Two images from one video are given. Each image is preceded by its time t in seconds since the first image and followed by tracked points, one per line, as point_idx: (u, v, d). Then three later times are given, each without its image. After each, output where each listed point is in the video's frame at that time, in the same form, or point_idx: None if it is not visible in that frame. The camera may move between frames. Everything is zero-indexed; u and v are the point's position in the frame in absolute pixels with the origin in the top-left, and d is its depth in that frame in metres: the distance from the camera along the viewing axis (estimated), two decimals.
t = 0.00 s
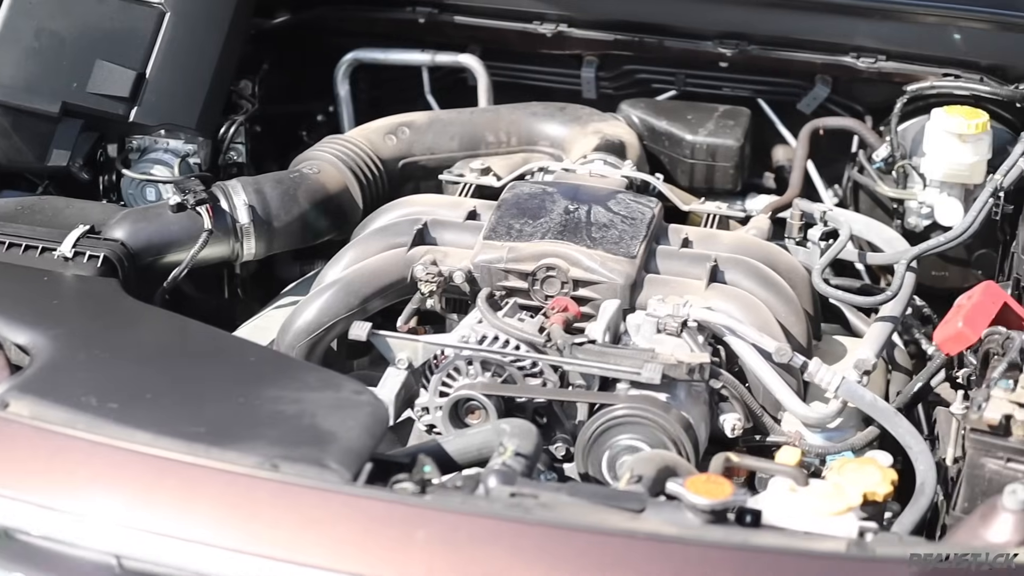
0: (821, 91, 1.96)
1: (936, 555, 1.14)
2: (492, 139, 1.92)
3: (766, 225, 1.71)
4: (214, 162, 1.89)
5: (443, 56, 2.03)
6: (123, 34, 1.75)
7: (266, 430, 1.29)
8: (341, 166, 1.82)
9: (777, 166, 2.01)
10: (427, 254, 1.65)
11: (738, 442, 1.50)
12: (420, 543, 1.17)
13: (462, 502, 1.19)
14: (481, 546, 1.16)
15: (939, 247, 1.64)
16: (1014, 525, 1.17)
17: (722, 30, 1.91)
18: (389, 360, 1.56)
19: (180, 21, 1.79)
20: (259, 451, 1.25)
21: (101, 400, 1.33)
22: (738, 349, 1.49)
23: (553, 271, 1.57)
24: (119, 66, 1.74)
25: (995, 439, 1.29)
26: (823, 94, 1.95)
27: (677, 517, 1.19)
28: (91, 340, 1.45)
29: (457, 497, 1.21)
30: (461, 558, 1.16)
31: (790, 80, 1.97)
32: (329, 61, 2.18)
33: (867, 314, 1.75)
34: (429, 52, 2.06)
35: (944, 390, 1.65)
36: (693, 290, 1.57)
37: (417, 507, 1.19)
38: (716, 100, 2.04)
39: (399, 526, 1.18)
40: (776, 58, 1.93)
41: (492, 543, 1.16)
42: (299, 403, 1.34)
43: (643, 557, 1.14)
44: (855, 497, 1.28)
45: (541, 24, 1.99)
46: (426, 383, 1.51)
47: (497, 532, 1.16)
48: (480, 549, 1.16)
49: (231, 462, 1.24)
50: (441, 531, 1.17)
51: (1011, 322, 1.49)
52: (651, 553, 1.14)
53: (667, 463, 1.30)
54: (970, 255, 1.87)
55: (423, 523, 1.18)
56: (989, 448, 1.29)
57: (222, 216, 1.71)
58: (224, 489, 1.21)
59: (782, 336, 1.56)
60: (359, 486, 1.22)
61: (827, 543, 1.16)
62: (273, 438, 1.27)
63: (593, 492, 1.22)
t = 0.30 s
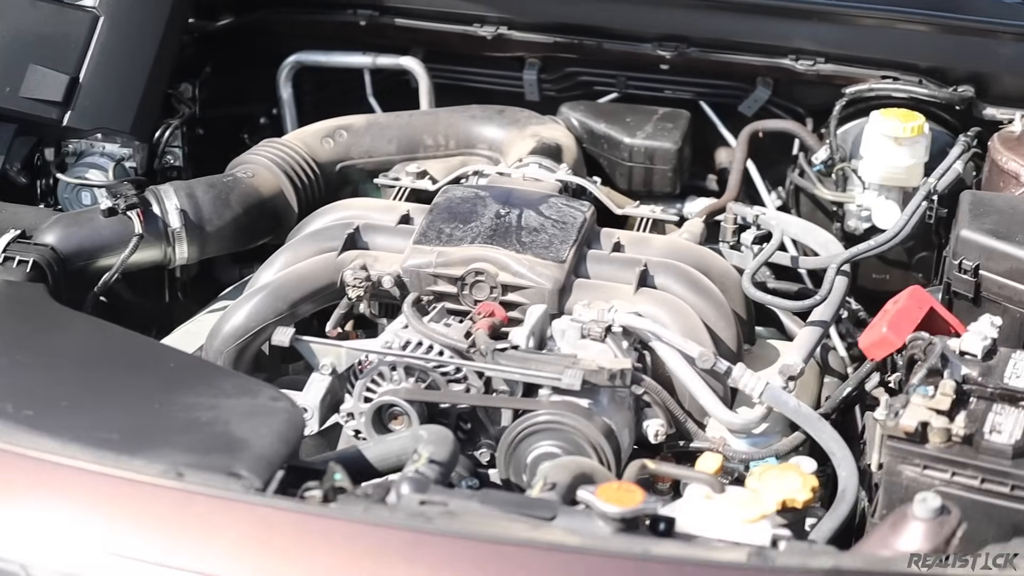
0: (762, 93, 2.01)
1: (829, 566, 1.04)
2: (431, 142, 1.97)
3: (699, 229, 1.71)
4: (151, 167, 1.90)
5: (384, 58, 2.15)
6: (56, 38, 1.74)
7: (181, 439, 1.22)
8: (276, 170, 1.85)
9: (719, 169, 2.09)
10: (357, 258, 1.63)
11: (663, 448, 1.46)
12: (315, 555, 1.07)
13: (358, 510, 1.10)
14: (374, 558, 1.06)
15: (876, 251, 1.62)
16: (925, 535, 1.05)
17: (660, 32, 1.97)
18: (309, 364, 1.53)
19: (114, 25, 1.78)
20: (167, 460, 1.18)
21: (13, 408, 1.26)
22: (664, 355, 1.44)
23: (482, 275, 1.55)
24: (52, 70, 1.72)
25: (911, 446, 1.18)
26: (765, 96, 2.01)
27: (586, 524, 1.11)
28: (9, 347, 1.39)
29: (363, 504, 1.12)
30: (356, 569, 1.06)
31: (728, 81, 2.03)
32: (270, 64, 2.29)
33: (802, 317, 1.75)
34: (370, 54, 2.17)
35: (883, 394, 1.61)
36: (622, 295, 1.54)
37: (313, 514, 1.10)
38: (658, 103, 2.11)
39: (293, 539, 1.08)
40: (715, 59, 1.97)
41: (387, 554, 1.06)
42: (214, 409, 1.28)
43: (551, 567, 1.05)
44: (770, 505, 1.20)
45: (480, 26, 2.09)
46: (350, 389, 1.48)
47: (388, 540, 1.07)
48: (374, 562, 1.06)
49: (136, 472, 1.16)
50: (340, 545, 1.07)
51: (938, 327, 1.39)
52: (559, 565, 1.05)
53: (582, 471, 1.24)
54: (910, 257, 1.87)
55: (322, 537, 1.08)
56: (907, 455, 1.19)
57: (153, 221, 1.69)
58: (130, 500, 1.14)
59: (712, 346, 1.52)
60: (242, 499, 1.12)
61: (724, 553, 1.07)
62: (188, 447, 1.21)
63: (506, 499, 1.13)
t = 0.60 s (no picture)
0: (724, 102, 2.04)
1: None
2: (389, 152, 2.04)
3: (654, 239, 1.69)
4: (106, 176, 1.89)
5: (345, 67, 2.27)
6: (10, 49, 1.74)
7: (114, 452, 1.07)
8: (231, 180, 1.85)
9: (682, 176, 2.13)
10: (308, 269, 1.59)
11: (611, 460, 1.36)
12: None
13: (286, 526, 0.99)
14: None
15: (835, 261, 1.59)
16: (860, 552, 0.94)
17: (618, 40, 2.03)
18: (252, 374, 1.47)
19: (68, 35, 1.78)
20: (97, 480, 1.03)
21: None
22: (612, 368, 1.37)
23: (432, 287, 1.52)
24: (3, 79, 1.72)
25: (852, 460, 1.07)
26: (726, 105, 2.04)
27: (525, 540, 1.01)
28: None
29: (294, 521, 1.00)
30: None
31: (686, 90, 2.08)
32: (236, 73, 2.43)
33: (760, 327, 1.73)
34: (331, 63, 2.31)
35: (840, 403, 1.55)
36: (572, 307, 1.50)
37: (239, 530, 0.98)
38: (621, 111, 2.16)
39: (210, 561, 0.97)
40: (674, 68, 2.02)
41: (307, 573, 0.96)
42: (153, 422, 1.13)
43: None
44: (711, 521, 1.08)
45: (441, 35, 2.18)
46: (299, 401, 1.40)
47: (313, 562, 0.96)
48: None
49: (64, 486, 1.02)
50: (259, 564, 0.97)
51: (887, 339, 1.33)
52: None
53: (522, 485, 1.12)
54: (873, 267, 1.86)
55: (247, 557, 0.97)
56: (849, 470, 1.08)
57: (104, 232, 1.66)
58: (50, 518, 1.01)
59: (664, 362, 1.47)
60: (163, 521, 0.99)
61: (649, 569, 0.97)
62: (122, 461, 1.06)
63: (441, 514, 1.03)
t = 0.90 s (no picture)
0: (727, 105, 2.03)
1: None
2: (388, 152, 2.03)
3: (651, 242, 1.68)
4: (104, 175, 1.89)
5: (348, 67, 2.27)
6: (8, 47, 1.74)
7: (93, 451, 1.06)
8: (229, 179, 1.85)
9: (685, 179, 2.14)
10: (301, 270, 1.58)
11: (601, 466, 1.34)
12: None
13: (254, 527, 0.99)
14: None
15: (837, 263, 1.56)
16: (840, 563, 0.93)
17: (621, 42, 2.02)
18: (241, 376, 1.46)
19: (66, 34, 1.78)
20: (71, 479, 1.02)
21: None
22: (603, 372, 1.35)
23: (424, 288, 1.51)
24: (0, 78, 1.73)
25: (838, 468, 1.06)
26: (730, 107, 2.02)
27: (502, 544, 0.99)
28: None
29: (264, 523, 0.99)
30: None
31: (691, 93, 2.06)
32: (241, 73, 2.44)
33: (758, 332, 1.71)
34: (334, 63, 2.31)
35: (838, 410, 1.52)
36: (566, 310, 1.48)
37: (207, 531, 0.97)
38: (626, 113, 2.15)
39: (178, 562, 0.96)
40: (676, 70, 2.00)
41: None
42: (134, 422, 1.11)
43: None
44: (693, 528, 1.06)
45: (443, 35, 2.17)
46: (287, 403, 1.39)
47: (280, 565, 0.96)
48: None
49: (37, 485, 1.02)
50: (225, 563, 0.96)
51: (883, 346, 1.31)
52: None
53: (504, 489, 1.10)
54: (876, 272, 1.84)
55: (218, 561, 0.96)
56: (834, 478, 1.06)
57: (99, 230, 1.65)
58: (23, 518, 1.00)
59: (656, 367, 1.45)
60: (133, 521, 0.99)
61: None
62: (99, 460, 1.05)
63: (420, 518, 1.01)
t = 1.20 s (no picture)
0: (737, 104, 2.01)
1: None
2: (396, 150, 2.04)
3: (651, 242, 1.67)
4: (112, 170, 1.91)
5: (360, 64, 2.28)
6: (17, 42, 1.77)
7: (76, 443, 1.06)
8: (234, 175, 1.86)
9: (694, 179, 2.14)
10: (300, 266, 1.58)
11: (589, 466, 1.34)
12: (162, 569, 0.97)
13: (225, 521, 0.99)
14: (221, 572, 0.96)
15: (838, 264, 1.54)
16: (814, 565, 0.92)
17: (630, 40, 2.01)
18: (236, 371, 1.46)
19: (75, 29, 1.80)
20: (53, 471, 1.03)
21: None
22: (593, 372, 1.35)
23: (420, 286, 1.51)
24: (9, 72, 1.74)
25: (819, 472, 1.05)
26: (740, 107, 2.01)
27: (475, 543, 0.99)
28: None
29: (235, 516, 1.00)
30: None
31: (703, 92, 2.04)
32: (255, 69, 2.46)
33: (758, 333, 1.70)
34: (346, 60, 2.32)
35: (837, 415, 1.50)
36: (561, 309, 1.48)
37: (176, 523, 0.98)
38: (637, 112, 2.14)
39: (144, 551, 0.97)
40: (684, 70, 1.99)
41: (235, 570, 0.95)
42: (119, 416, 1.11)
43: None
44: (671, 528, 1.05)
45: (454, 33, 2.17)
46: (278, 397, 1.40)
47: (244, 557, 0.96)
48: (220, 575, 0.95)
49: (16, 476, 1.03)
50: (191, 553, 0.96)
51: (877, 350, 1.29)
52: None
53: (484, 487, 1.10)
54: (885, 274, 1.82)
55: (191, 554, 0.96)
56: (815, 482, 1.05)
57: (104, 224, 1.68)
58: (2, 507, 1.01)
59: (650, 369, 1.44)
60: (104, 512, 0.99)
61: None
62: (81, 452, 1.05)
63: (397, 515, 1.01)
